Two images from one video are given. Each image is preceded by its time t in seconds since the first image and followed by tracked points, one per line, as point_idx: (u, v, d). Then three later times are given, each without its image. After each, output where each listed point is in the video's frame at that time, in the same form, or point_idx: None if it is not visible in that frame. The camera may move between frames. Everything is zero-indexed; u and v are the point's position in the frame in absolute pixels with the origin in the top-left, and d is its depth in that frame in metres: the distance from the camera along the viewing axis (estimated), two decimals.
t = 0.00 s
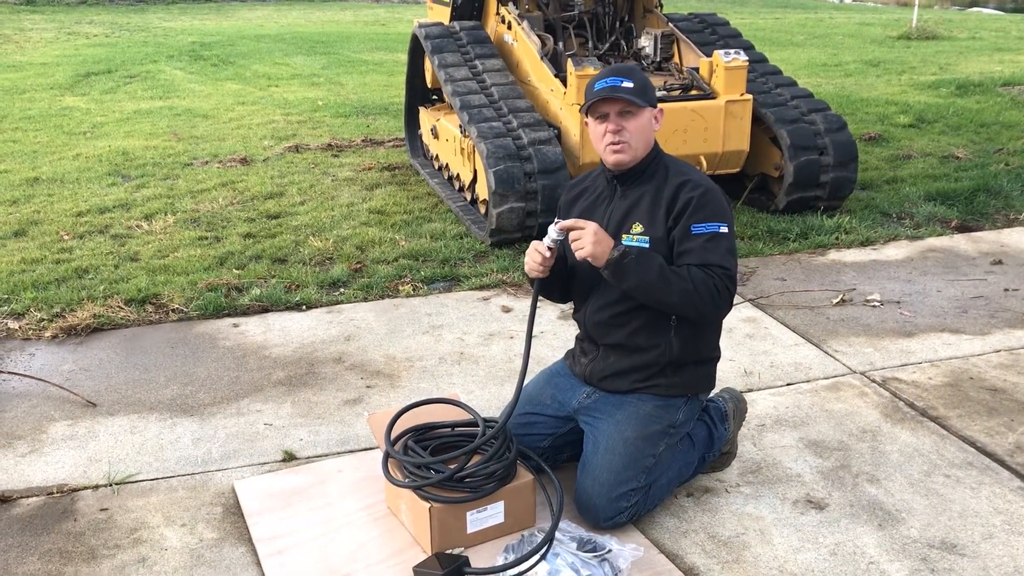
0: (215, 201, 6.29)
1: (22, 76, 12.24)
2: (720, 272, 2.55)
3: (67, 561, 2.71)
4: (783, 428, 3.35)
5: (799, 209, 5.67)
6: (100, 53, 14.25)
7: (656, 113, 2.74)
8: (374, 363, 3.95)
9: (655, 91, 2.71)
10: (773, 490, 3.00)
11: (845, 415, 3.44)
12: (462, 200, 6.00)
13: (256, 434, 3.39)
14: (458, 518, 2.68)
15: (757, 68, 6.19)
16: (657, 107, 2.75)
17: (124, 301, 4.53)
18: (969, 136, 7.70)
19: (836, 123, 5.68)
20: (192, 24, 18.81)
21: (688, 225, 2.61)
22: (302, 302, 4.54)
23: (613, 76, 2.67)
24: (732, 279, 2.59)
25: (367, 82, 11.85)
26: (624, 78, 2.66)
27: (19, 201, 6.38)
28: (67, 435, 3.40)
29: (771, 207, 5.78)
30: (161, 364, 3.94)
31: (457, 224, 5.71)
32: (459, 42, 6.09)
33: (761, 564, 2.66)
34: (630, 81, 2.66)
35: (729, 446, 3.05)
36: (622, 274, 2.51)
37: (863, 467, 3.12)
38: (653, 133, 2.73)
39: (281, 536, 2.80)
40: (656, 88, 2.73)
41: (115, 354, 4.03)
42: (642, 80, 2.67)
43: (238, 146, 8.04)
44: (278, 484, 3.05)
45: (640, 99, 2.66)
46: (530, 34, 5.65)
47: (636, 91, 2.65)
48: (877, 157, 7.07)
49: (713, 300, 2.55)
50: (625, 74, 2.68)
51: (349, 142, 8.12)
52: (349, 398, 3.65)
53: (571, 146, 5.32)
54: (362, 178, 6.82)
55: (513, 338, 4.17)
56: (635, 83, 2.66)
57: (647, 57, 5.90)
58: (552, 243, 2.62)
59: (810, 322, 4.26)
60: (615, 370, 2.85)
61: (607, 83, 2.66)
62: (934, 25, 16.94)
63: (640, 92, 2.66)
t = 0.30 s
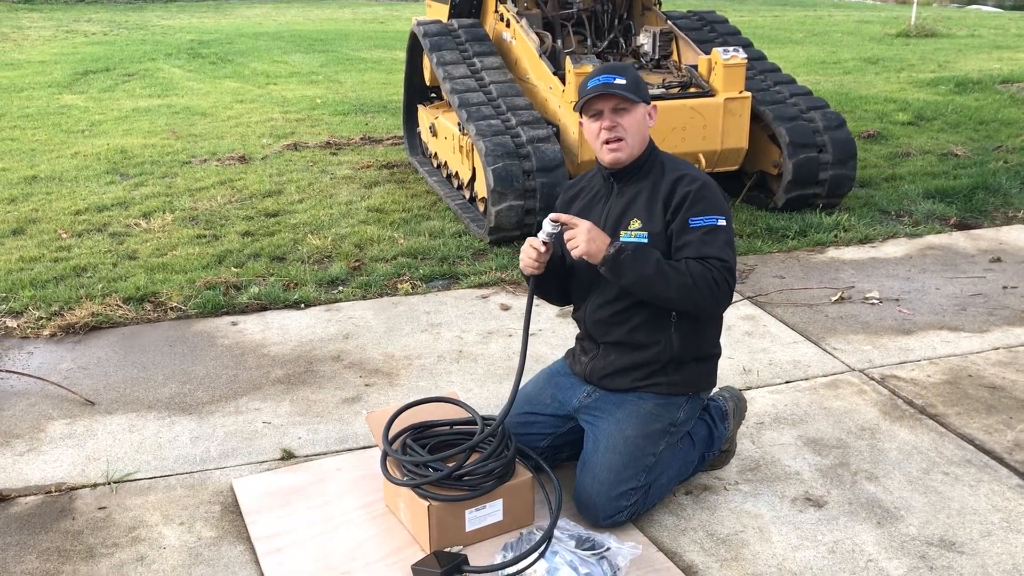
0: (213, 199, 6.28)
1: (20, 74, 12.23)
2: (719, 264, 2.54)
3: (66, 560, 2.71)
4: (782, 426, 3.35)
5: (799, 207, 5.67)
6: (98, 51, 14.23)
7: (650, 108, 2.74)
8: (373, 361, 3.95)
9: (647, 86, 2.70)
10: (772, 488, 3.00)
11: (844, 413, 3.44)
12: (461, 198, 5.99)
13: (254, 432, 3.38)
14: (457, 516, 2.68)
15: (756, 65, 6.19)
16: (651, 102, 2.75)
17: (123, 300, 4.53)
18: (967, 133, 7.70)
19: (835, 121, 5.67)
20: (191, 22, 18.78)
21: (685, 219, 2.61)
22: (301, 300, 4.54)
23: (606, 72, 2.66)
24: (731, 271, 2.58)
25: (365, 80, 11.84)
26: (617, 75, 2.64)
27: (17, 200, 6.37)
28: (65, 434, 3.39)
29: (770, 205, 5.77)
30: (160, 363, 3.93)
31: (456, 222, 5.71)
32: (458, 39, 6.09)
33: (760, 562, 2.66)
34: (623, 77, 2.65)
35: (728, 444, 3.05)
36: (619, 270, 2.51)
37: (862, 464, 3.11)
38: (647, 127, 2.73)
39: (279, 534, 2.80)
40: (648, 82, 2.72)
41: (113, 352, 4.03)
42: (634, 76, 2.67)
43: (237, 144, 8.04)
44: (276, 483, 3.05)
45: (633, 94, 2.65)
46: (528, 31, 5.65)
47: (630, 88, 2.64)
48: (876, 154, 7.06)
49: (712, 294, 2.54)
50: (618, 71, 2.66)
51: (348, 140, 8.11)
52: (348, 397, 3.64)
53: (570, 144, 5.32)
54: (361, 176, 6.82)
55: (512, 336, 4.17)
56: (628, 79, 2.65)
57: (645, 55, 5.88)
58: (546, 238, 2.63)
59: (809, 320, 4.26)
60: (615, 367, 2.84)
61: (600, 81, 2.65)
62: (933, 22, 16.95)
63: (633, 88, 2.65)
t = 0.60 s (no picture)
0: (212, 197, 6.28)
1: (19, 73, 12.21)
2: (713, 267, 2.54)
3: (64, 558, 2.71)
4: (780, 423, 3.36)
5: (797, 204, 5.67)
6: (97, 49, 14.21)
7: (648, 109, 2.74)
8: (371, 359, 3.95)
9: (644, 87, 2.70)
10: (770, 485, 3.00)
11: (842, 410, 3.44)
12: (460, 196, 5.99)
13: (253, 431, 3.38)
14: (454, 514, 2.68)
15: (755, 63, 6.19)
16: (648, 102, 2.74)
17: (121, 298, 4.52)
18: (966, 130, 7.70)
19: (833, 118, 5.67)
20: (190, 20, 18.79)
21: (680, 221, 2.61)
22: (299, 298, 4.54)
23: (603, 73, 2.65)
24: (726, 274, 2.58)
25: (364, 78, 11.83)
26: (613, 76, 2.64)
27: (15, 198, 6.37)
28: (64, 432, 3.39)
29: (768, 203, 5.77)
30: (159, 361, 3.93)
31: (455, 220, 5.70)
32: (457, 37, 6.08)
33: (758, 559, 2.66)
34: (620, 78, 2.64)
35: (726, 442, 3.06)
36: (613, 273, 2.50)
37: (860, 462, 3.12)
38: (644, 128, 2.73)
39: (277, 533, 2.80)
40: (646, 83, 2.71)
41: (112, 350, 4.03)
42: (631, 76, 2.66)
43: (235, 142, 8.03)
44: (274, 481, 3.05)
45: (630, 96, 2.65)
46: (527, 29, 5.65)
47: (626, 89, 2.64)
48: (874, 152, 7.07)
49: (707, 296, 2.53)
50: (614, 71, 2.66)
51: (346, 138, 8.10)
52: (346, 395, 3.64)
53: (569, 142, 5.32)
54: (360, 174, 6.82)
55: (510, 334, 4.17)
56: (625, 80, 2.65)
57: (644, 52, 5.87)
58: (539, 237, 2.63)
59: (808, 317, 4.26)
60: (612, 366, 2.85)
61: (597, 82, 2.65)
62: (932, 19, 16.95)
63: (629, 89, 2.65)
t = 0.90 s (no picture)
0: (212, 196, 6.28)
1: (19, 71, 12.20)
2: (711, 271, 2.55)
3: (63, 556, 2.71)
4: (779, 421, 3.36)
5: (797, 202, 5.66)
6: (97, 47, 14.21)
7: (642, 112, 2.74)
8: (371, 357, 3.95)
9: (639, 90, 2.70)
10: (769, 483, 3.00)
11: (841, 408, 3.44)
12: (459, 194, 5.99)
13: (252, 429, 3.39)
14: (453, 512, 2.68)
15: (754, 61, 6.19)
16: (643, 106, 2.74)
17: (121, 297, 4.53)
18: (966, 128, 7.70)
19: (833, 116, 5.67)
20: (190, 18, 18.78)
21: (677, 225, 2.61)
22: (299, 297, 4.54)
23: (597, 75, 2.67)
24: (724, 277, 2.58)
25: (364, 76, 11.83)
26: (608, 78, 2.65)
27: (15, 196, 6.37)
28: (63, 430, 3.39)
29: (768, 201, 5.77)
30: (158, 360, 3.93)
31: (454, 219, 5.70)
32: (456, 35, 6.08)
33: (757, 556, 2.66)
34: (615, 81, 2.65)
35: (724, 440, 3.06)
36: (611, 279, 2.51)
37: (859, 460, 3.12)
38: (638, 131, 2.73)
39: (276, 531, 2.80)
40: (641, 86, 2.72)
41: (111, 349, 4.03)
42: (626, 79, 2.67)
43: (235, 141, 8.03)
44: (273, 479, 3.05)
45: (624, 98, 2.65)
46: (526, 27, 5.65)
47: (620, 91, 2.64)
48: (874, 149, 7.07)
49: (705, 301, 2.54)
50: (609, 74, 2.67)
51: (346, 136, 8.10)
52: (345, 393, 3.64)
53: (568, 140, 5.32)
54: (359, 172, 6.82)
55: (509, 332, 4.17)
56: (620, 82, 2.65)
57: (644, 50, 5.86)
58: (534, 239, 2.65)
59: (807, 315, 4.27)
60: (612, 367, 2.85)
61: (591, 84, 2.66)
62: (932, 17, 16.93)
63: (624, 92, 2.65)
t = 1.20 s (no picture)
0: (212, 195, 6.28)
1: (20, 71, 12.21)
2: (700, 276, 2.55)
3: (64, 555, 2.71)
4: (779, 419, 3.36)
5: (797, 201, 5.66)
6: (97, 47, 14.21)
7: (627, 117, 2.69)
8: (371, 357, 3.95)
9: (622, 98, 2.66)
10: (769, 481, 3.00)
11: (841, 406, 3.44)
12: (459, 193, 5.99)
13: (253, 428, 3.39)
14: (453, 511, 2.68)
15: (754, 59, 6.19)
16: (628, 110, 2.70)
17: (121, 296, 4.53)
18: (966, 126, 7.70)
19: (833, 114, 5.67)
20: (190, 18, 18.76)
21: (665, 231, 2.60)
22: (299, 296, 4.54)
23: (577, 84, 2.64)
24: (713, 281, 2.58)
25: (364, 76, 11.83)
26: (587, 87, 2.62)
27: (15, 196, 6.38)
28: (64, 430, 3.40)
29: (768, 199, 5.77)
30: (159, 359, 3.93)
31: (454, 218, 5.70)
32: (456, 34, 6.09)
33: (756, 555, 2.66)
34: (594, 90, 2.62)
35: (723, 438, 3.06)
36: (600, 285, 2.51)
37: (859, 458, 3.12)
38: (621, 138, 2.70)
39: (276, 530, 2.80)
40: (625, 92, 2.67)
41: (112, 349, 4.03)
42: (606, 87, 2.62)
43: (236, 140, 8.03)
44: (274, 478, 3.05)
45: (602, 109, 2.62)
46: (526, 26, 5.65)
47: (598, 101, 2.62)
48: (874, 148, 7.06)
49: (694, 305, 2.55)
50: (591, 81, 2.64)
51: (346, 135, 8.10)
52: (346, 392, 3.65)
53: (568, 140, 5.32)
54: (360, 172, 6.82)
55: (510, 331, 4.17)
56: (599, 91, 2.62)
57: (644, 49, 5.85)
58: (516, 245, 2.65)
59: (807, 313, 4.27)
60: (607, 370, 2.85)
61: (570, 92, 2.64)
62: (933, 16, 16.93)
63: (602, 102, 2.62)
